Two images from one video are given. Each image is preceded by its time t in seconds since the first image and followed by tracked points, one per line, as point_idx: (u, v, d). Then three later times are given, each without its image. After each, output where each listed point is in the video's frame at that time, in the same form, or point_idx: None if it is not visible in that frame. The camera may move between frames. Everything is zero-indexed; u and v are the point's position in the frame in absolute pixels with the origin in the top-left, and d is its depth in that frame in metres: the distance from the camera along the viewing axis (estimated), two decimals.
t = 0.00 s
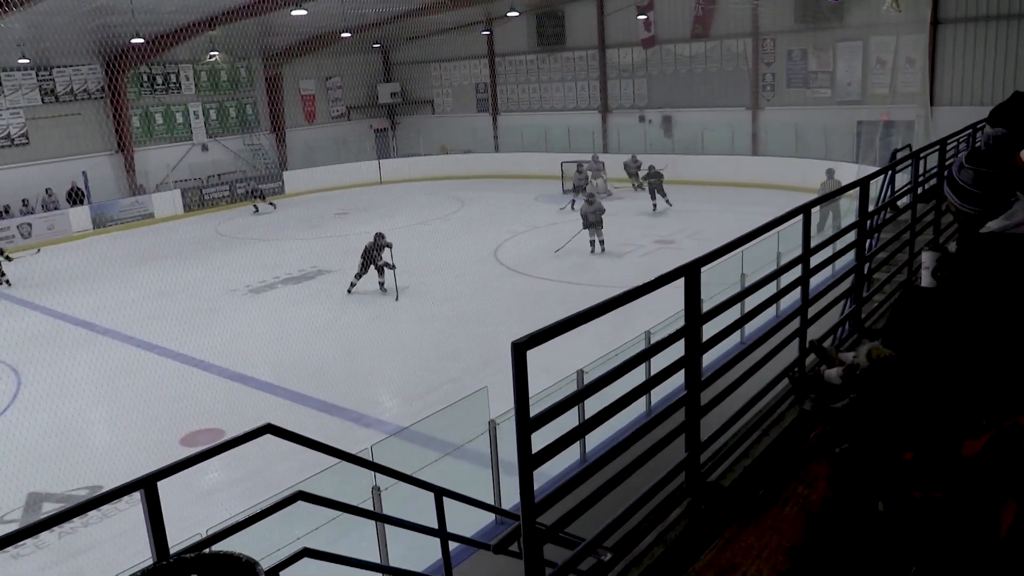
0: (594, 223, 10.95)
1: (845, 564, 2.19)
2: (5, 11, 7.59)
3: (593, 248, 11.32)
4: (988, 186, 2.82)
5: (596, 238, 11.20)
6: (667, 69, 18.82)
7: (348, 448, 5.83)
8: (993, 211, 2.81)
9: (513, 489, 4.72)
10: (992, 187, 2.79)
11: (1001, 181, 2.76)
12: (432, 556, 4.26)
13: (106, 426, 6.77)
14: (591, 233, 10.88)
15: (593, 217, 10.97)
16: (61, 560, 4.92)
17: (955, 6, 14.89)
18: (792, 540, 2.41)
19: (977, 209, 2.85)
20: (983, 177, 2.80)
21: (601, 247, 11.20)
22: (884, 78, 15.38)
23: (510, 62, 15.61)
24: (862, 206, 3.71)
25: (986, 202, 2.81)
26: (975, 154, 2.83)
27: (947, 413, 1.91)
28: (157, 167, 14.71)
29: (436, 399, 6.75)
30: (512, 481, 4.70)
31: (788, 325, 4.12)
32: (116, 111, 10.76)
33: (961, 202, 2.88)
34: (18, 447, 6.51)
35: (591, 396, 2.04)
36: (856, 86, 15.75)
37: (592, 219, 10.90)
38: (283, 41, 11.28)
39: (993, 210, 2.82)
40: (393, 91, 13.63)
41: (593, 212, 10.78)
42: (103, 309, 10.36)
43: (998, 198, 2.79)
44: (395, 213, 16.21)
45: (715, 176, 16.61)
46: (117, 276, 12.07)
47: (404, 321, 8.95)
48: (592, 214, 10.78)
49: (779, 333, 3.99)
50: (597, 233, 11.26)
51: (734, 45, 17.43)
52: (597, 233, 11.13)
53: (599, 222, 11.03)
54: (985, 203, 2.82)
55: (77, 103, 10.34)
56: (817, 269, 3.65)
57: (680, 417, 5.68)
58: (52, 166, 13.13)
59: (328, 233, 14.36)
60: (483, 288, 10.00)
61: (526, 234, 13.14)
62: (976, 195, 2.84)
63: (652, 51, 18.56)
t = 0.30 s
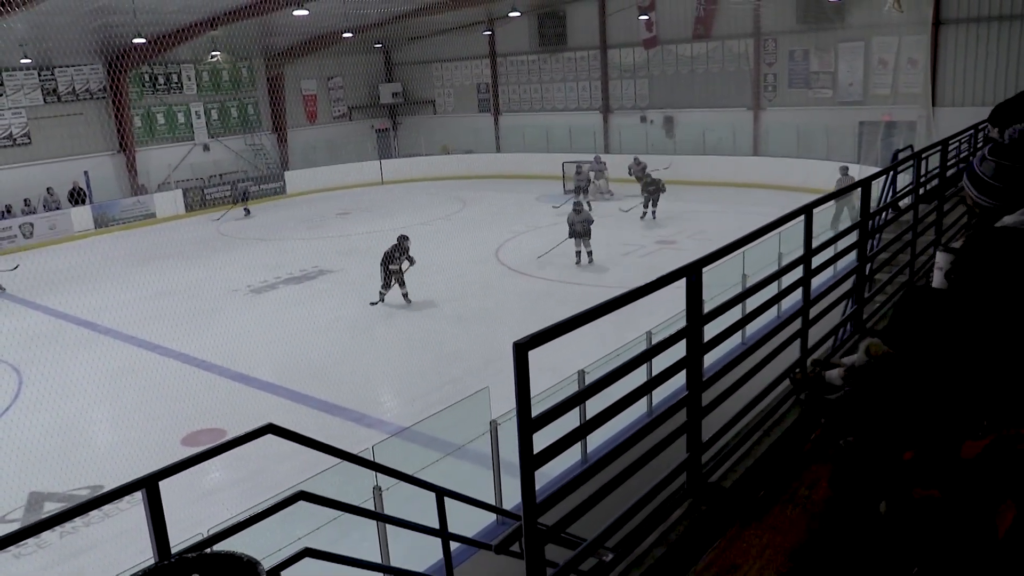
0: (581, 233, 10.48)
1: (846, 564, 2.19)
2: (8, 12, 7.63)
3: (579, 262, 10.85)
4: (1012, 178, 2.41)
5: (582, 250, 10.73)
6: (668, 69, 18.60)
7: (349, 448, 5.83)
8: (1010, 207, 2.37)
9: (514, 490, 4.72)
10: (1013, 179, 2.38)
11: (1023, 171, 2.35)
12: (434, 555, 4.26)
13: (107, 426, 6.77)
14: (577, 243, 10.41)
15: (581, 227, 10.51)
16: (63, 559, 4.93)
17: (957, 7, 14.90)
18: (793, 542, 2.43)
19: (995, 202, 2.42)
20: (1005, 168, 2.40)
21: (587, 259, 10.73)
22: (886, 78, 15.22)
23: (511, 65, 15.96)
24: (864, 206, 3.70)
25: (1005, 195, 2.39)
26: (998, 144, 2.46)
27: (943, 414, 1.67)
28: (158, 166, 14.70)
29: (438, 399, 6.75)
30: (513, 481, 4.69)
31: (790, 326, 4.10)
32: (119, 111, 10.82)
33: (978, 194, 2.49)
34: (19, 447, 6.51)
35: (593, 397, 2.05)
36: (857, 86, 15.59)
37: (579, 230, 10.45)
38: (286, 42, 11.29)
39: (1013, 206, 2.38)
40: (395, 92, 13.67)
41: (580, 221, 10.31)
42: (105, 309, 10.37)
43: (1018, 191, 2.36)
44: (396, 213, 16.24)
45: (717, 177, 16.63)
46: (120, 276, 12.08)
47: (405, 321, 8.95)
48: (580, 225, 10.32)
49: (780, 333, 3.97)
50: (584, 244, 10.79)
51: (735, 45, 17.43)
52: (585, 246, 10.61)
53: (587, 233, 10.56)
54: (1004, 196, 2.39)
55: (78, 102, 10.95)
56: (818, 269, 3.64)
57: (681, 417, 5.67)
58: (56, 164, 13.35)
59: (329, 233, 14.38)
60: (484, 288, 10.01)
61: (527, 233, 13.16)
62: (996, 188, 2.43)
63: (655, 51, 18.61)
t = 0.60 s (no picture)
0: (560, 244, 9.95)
1: (849, 565, 2.18)
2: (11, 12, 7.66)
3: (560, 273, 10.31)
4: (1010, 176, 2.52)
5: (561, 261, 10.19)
6: (670, 69, 18.53)
7: (350, 448, 5.83)
8: (1009, 202, 2.49)
9: (516, 490, 4.72)
10: (1011, 177, 2.49)
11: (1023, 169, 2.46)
12: (436, 555, 4.27)
13: (110, 426, 6.78)
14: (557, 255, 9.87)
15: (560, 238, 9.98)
16: (65, 559, 4.93)
17: (959, 7, 14.87)
18: (796, 541, 2.43)
19: (993, 200, 2.53)
20: (1004, 166, 2.51)
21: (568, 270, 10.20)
22: (888, 78, 15.33)
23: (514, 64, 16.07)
24: (865, 206, 3.70)
25: (1004, 192, 2.50)
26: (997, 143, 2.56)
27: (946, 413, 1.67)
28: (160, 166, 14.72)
29: (440, 399, 6.75)
30: (515, 481, 4.69)
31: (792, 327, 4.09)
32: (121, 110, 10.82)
33: (976, 192, 2.60)
34: (21, 447, 6.52)
35: (596, 397, 2.05)
36: (859, 87, 15.68)
37: (557, 240, 9.92)
38: (288, 42, 11.28)
39: (1009, 202, 2.50)
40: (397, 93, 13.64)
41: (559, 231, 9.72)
42: (108, 309, 10.38)
43: (1017, 188, 2.47)
44: (399, 213, 16.25)
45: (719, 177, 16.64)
46: (122, 275, 12.07)
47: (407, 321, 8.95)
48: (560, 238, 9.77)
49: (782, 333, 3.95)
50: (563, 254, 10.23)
51: (737, 46, 17.28)
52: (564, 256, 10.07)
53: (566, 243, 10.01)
54: (1003, 193, 2.51)
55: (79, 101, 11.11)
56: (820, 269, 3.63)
57: (683, 418, 5.66)
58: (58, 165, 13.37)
59: (332, 233, 14.40)
60: (486, 288, 10.02)
61: (529, 234, 13.17)
62: (995, 186, 2.54)
63: (656, 51, 18.43)
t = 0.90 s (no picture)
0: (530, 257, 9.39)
1: (857, 566, 2.19)
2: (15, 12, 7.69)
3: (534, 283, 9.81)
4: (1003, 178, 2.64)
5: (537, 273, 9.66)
6: (673, 70, 18.77)
7: (355, 448, 5.83)
8: (1004, 202, 2.61)
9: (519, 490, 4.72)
10: (1005, 178, 2.61)
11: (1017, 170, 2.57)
12: (438, 555, 4.28)
13: (113, 425, 6.79)
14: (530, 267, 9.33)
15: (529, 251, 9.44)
16: (68, 558, 4.95)
17: (962, 8, 14.82)
18: (801, 541, 2.43)
19: (988, 200, 2.65)
20: (998, 168, 2.62)
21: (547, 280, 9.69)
22: (892, 79, 15.31)
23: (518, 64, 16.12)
24: (869, 207, 3.70)
25: (999, 192, 2.62)
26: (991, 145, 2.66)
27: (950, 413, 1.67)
28: (163, 166, 14.75)
29: (442, 400, 6.74)
30: (519, 481, 4.70)
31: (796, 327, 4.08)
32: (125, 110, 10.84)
33: (971, 193, 2.70)
34: (24, 446, 6.53)
35: (598, 398, 2.05)
36: (863, 87, 15.67)
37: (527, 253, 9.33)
38: (292, 41, 11.26)
39: (1006, 201, 2.62)
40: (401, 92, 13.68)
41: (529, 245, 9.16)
42: (110, 309, 10.38)
43: (1015, 186, 2.59)
44: (403, 213, 16.23)
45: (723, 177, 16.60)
46: (125, 275, 12.08)
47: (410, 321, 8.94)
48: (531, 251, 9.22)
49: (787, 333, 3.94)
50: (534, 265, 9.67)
51: (740, 46, 17.32)
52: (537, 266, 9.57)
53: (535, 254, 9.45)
54: (999, 193, 2.62)
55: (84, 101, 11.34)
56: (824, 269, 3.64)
57: (687, 418, 5.65)
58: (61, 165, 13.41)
59: (335, 232, 14.40)
60: (489, 288, 10.01)
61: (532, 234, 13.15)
62: (988, 186, 2.65)
63: (660, 52, 18.67)
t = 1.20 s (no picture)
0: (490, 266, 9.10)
1: (864, 566, 2.20)
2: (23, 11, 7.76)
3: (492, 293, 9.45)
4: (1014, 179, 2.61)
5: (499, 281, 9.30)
6: (679, 70, 18.50)
7: (360, 446, 5.84)
8: (1014, 205, 2.57)
9: (523, 490, 4.72)
10: (1015, 179, 2.58)
11: None
12: (443, 554, 4.28)
13: (119, 423, 6.80)
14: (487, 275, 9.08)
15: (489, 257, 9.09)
16: (73, 555, 4.96)
17: (968, 9, 14.81)
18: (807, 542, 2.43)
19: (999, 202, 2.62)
20: (1008, 170, 2.60)
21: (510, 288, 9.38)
22: (898, 80, 15.21)
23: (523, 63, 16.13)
24: (876, 208, 3.68)
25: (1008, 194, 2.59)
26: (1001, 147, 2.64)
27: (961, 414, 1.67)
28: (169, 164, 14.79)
29: (448, 399, 6.74)
30: (524, 481, 4.69)
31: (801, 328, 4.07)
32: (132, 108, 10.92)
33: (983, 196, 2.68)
34: (30, 443, 6.56)
35: (604, 399, 2.05)
36: (869, 88, 15.57)
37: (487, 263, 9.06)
38: (298, 40, 11.25)
39: (1014, 204, 2.60)
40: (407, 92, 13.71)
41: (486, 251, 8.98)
42: (116, 307, 10.40)
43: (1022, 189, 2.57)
44: (408, 212, 16.23)
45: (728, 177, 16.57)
46: (131, 274, 12.08)
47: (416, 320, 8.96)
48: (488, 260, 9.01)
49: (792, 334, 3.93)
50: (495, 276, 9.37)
51: (746, 47, 17.40)
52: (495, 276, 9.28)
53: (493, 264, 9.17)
54: (1008, 195, 2.59)
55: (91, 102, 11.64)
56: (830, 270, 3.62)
57: (692, 419, 5.63)
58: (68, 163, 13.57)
59: (340, 231, 14.41)
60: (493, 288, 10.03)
61: (537, 234, 13.16)
62: (999, 189, 2.62)
63: (665, 52, 18.60)
